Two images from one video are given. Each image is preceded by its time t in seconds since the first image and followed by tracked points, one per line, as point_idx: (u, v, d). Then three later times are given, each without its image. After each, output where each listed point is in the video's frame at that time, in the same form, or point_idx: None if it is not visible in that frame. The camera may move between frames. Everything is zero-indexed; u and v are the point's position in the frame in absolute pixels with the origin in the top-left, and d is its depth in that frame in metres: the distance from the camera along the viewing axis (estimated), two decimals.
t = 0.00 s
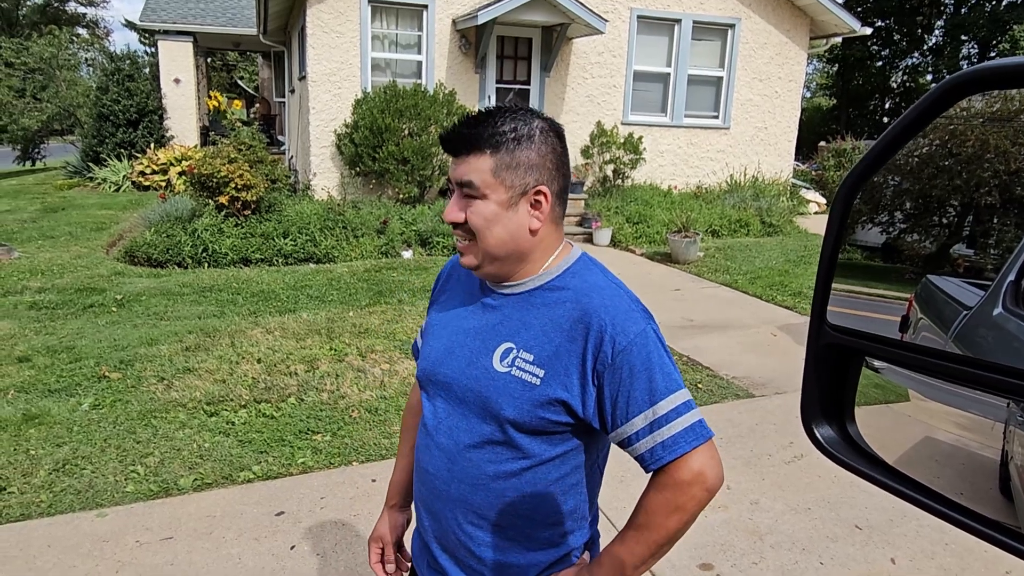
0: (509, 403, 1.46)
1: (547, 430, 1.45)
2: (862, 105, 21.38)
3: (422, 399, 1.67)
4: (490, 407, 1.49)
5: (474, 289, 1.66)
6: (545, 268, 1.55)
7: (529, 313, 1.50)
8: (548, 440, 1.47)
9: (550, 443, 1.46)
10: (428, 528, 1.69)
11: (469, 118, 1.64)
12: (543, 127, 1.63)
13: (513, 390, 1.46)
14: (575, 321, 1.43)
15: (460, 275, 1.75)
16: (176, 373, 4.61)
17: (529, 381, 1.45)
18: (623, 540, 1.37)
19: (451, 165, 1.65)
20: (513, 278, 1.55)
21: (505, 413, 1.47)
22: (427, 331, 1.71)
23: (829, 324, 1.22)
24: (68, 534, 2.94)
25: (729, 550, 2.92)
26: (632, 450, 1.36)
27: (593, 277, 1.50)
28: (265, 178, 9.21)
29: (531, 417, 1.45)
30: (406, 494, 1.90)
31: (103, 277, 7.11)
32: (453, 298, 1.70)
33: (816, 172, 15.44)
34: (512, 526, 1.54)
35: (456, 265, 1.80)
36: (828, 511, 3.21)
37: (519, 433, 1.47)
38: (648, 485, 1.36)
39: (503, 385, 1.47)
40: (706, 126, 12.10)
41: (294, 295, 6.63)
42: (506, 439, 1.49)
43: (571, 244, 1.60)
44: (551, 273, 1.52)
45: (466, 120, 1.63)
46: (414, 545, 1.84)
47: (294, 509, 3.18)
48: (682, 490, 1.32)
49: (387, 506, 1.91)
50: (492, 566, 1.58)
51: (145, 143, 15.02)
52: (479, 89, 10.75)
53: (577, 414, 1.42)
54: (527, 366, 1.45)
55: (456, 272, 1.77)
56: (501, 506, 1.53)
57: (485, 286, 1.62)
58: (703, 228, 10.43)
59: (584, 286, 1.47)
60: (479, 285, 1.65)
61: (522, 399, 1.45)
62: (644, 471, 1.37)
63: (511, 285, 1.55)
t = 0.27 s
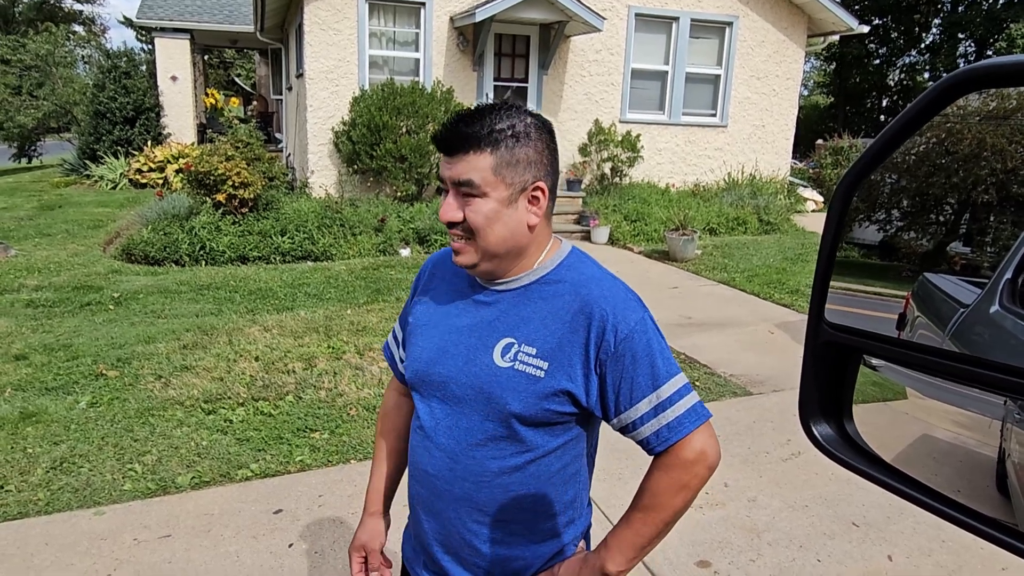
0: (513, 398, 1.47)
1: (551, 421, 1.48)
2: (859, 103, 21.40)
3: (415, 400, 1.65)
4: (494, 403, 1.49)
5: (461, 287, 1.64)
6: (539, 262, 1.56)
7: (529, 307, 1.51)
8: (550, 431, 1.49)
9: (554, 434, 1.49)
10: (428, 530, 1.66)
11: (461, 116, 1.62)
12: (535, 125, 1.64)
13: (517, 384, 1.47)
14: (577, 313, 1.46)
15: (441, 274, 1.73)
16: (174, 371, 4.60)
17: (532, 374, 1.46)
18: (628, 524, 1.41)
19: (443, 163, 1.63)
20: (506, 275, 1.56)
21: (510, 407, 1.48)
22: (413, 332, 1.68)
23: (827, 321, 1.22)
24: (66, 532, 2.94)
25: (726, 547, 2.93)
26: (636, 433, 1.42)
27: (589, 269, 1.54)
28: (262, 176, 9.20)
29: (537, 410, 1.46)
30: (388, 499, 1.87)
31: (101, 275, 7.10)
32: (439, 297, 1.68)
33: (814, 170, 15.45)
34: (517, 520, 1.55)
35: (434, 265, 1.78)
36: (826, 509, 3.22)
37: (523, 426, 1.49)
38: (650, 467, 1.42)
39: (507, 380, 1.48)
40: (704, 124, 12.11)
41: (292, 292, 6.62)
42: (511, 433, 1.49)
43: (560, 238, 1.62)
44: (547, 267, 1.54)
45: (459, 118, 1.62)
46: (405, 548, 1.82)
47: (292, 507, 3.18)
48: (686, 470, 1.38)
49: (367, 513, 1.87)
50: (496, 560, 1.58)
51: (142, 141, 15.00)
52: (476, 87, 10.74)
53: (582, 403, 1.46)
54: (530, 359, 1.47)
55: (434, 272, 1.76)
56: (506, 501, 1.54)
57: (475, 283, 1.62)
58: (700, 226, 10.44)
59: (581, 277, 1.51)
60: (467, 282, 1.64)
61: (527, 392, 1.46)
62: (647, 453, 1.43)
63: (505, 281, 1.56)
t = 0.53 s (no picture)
0: (513, 392, 1.47)
1: (549, 412, 1.49)
2: (853, 102, 21.47)
3: (405, 401, 1.63)
4: (493, 398, 1.49)
5: (445, 287, 1.63)
6: (527, 257, 1.57)
7: (523, 302, 1.52)
8: (547, 423, 1.51)
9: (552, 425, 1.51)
10: (427, 534, 1.64)
11: (448, 113, 1.62)
12: (521, 121, 1.65)
13: (515, 378, 1.47)
14: (571, 304, 1.48)
15: (418, 274, 1.71)
16: (168, 370, 4.59)
17: (530, 367, 1.47)
18: (627, 508, 1.45)
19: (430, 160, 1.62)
20: (495, 271, 1.56)
21: (509, 401, 1.48)
22: (397, 334, 1.66)
23: (822, 320, 1.23)
24: (60, 531, 2.93)
25: (720, 545, 2.94)
26: (631, 418, 1.46)
27: (578, 262, 1.56)
28: (256, 174, 9.18)
29: (537, 402, 1.48)
30: (362, 509, 1.82)
31: (94, 274, 7.07)
32: (421, 298, 1.65)
33: (808, 169, 15.49)
34: (518, 515, 1.55)
35: (408, 267, 1.75)
36: (820, 506, 3.23)
37: (522, 420, 1.49)
38: (647, 450, 1.46)
39: (505, 374, 1.48)
40: (699, 123, 12.12)
41: (287, 291, 6.61)
42: (511, 428, 1.50)
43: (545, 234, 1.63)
44: (537, 263, 1.55)
45: (446, 115, 1.62)
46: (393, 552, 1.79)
47: (287, 506, 3.17)
48: (682, 450, 1.43)
49: (340, 526, 1.81)
50: (495, 556, 1.58)
51: (136, 139, 14.95)
52: (471, 85, 10.74)
53: (579, 392, 1.48)
54: (527, 353, 1.47)
55: (409, 273, 1.73)
56: (507, 496, 1.54)
57: (462, 280, 1.61)
58: (695, 224, 10.45)
59: (572, 270, 1.53)
60: (451, 281, 1.63)
61: (526, 386, 1.47)
62: (642, 437, 1.47)
63: (493, 277, 1.56)
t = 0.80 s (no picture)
0: (506, 390, 1.48)
1: (541, 408, 1.50)
2: (845, 101, 21.53)
3: (392, 404, 1.61)
4: (485, 397, 1.49)
5: (429, 287, 1.62)
6: (513, 254, 1.58)
7: (513, 298, 1.52)
8: (539, 419, 1.51)
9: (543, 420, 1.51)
10: (421, 537, 1.62)
11: (437, 108, 1.60)
12: (509, 117, 1.65)
13: (507, 375, 1.48)
14: (561, 299, 1.49)
15: (399, 276, 1.69)
16: (160, 370, 4.57)
17: (522, 364, 1.48)
18: (619, 499, 1.47)
19: (416, 154, 1.60)
20: (482, 268, 1.56)
21: (502, 399, 1.48)
22: (381, 336, 1.64)
23: (812, 319, 1.23)
24: (51, 532, 2.91)
25: (714, 544, 2.94)
26: (621, 409, 1.48)
27: (564, 257, 1.58)
28: (249, 173, 9.14)
29: (530, 398, 1.48)
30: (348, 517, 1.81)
31: (85, 274, 7.03)
32: (404, 300, 1.64)
33: (801, 168, 15.53)
34: (512, 513, 1.55)
35: (387, 270, 1.73)
36: (812, 504, 3.24)
37: (515, 417, 1.50)
38: (636, 441, 1.48)
39: (497, 372, 1.48)
40: (692, 122, 12.14)
41: (280, 291, 6.59)
42: (504, 425, 1.50)
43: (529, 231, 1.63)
44: (525, 259, 1.56)
45: (434, 110, 1.60)
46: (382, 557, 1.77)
47: (279, 506, 3.16)
48: (671, 440, 1.46)
49: (326, 536, 1.79)
50: (490, 554, 1.58)
51: (127, 138, 14.88)
52: (464, 84, 10.72)
53: (570, 387, 1.50)
54: (518, 350, 1.48)
55: (389, 276, 1.71)
56: (501, 494, 1.54)
57: (447, 279, 1.60)
58: (688, 223, 10.47)
59: (559, 265, 1.55)
60: (436, 280, 1.62)
61: (519, 382, 1.47)
62: (631, 428, 1.49)
63: (479, 275, 1.56)
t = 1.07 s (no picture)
0: (499, 391, 1.48)
1: (534, 408, 1.50)
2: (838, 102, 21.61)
3: (385, 406, 1.61)
4: (479, 398, 1.49)
5: (420, 289, 1.62)
6: (504, 254, 1.58)
7: (505, 299, 1.52)
8: (532, 419, 1.52)
9: (536, 420, 1.52)
10: (414, 540, 1.62)
11: (429, 108, 1.60)
12: (501, 118, 1.65)
13: (501, 376, 1.48)
14: (553, 300, 1.50)
15: (390, 278, 1.69)
16: (153, 371, 4.56)
17: (515, 364, 1.48)
18: (612, 499, 1.47)
19: (409, 154, 1.60)
20: (474, 268, 1.56)
21: (495, 400, 1.48)
22: (373, 339, 1.64)
23: (805, 319, 1.24)
24: (43, 534, 2.90)
25: (707, 543, 2.95)
26: (613, 408, 1.49)
27: (556, 257, 1.58)
28: (242, 174, 9.11)
29: (523, 399, 1.48)
30: (343, 521, 1.81)
31: (78, 274, 7.00)
32: (396, 303, 1.64)
33: (794, 168, 15.58)
34: (506, 513, 1.55)
35: (377, 273, 1.73)
36: (805, 503, 3.25)
37: (508, 418, 1.50)
38: (628, 440, 1.49)
39: (490, 372, 1.48)
40: (685, 122, 12.17)
41: (273, 291, 6.58)
42: (497, 426, 1.50)
43: (519, 231, 1.64)
44: (518, 260, 1.56)
45: (427, 110, 1.60)
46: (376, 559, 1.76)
47: (273, 507, 3.16)
48: (664, 438, 1.46)
49: (321, 540, 1.79)
50: (484, 556, 1.58)
51: (119, 138, 14.82)
52: (458, 84, 10.72)
53: (563, 386, 1.50)
54: (511, 350, 1.48)
55: (380, 278, 1.71)
56: (494, 495, 1.54)
57: (439, 280, 1.60)
58: (682, 223, 10.49)
59: (550, 265, 1.55)
60: (427, 282, 1.62)
61: (512, 383, 1.48)
62: (624, 427, 1.50)
63: (472, 275, 1.57)
